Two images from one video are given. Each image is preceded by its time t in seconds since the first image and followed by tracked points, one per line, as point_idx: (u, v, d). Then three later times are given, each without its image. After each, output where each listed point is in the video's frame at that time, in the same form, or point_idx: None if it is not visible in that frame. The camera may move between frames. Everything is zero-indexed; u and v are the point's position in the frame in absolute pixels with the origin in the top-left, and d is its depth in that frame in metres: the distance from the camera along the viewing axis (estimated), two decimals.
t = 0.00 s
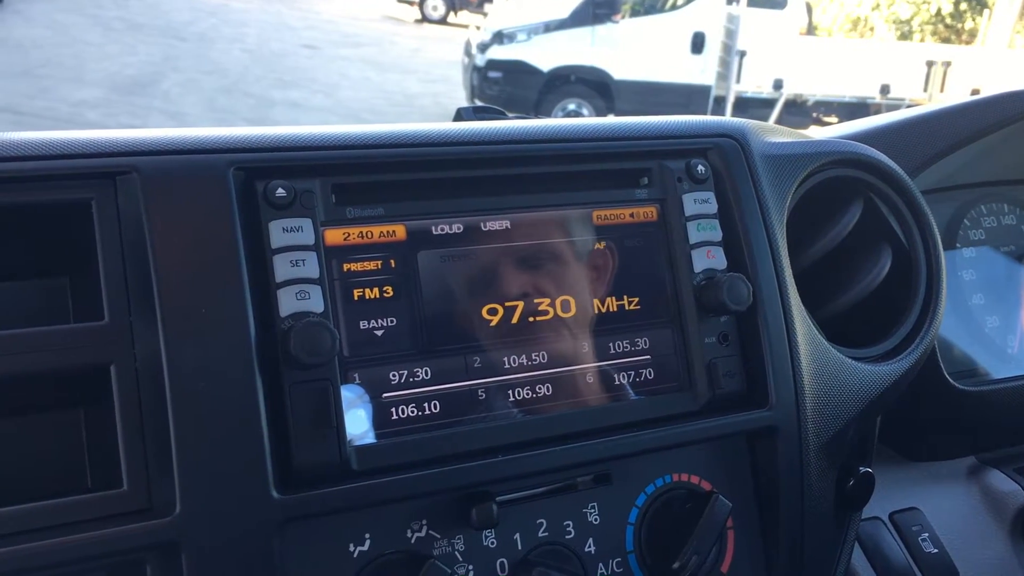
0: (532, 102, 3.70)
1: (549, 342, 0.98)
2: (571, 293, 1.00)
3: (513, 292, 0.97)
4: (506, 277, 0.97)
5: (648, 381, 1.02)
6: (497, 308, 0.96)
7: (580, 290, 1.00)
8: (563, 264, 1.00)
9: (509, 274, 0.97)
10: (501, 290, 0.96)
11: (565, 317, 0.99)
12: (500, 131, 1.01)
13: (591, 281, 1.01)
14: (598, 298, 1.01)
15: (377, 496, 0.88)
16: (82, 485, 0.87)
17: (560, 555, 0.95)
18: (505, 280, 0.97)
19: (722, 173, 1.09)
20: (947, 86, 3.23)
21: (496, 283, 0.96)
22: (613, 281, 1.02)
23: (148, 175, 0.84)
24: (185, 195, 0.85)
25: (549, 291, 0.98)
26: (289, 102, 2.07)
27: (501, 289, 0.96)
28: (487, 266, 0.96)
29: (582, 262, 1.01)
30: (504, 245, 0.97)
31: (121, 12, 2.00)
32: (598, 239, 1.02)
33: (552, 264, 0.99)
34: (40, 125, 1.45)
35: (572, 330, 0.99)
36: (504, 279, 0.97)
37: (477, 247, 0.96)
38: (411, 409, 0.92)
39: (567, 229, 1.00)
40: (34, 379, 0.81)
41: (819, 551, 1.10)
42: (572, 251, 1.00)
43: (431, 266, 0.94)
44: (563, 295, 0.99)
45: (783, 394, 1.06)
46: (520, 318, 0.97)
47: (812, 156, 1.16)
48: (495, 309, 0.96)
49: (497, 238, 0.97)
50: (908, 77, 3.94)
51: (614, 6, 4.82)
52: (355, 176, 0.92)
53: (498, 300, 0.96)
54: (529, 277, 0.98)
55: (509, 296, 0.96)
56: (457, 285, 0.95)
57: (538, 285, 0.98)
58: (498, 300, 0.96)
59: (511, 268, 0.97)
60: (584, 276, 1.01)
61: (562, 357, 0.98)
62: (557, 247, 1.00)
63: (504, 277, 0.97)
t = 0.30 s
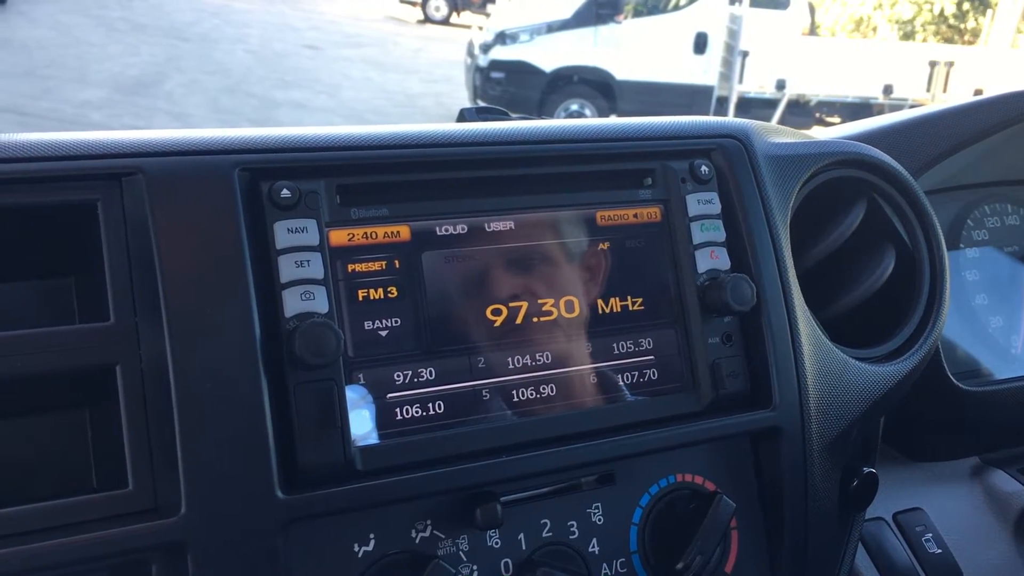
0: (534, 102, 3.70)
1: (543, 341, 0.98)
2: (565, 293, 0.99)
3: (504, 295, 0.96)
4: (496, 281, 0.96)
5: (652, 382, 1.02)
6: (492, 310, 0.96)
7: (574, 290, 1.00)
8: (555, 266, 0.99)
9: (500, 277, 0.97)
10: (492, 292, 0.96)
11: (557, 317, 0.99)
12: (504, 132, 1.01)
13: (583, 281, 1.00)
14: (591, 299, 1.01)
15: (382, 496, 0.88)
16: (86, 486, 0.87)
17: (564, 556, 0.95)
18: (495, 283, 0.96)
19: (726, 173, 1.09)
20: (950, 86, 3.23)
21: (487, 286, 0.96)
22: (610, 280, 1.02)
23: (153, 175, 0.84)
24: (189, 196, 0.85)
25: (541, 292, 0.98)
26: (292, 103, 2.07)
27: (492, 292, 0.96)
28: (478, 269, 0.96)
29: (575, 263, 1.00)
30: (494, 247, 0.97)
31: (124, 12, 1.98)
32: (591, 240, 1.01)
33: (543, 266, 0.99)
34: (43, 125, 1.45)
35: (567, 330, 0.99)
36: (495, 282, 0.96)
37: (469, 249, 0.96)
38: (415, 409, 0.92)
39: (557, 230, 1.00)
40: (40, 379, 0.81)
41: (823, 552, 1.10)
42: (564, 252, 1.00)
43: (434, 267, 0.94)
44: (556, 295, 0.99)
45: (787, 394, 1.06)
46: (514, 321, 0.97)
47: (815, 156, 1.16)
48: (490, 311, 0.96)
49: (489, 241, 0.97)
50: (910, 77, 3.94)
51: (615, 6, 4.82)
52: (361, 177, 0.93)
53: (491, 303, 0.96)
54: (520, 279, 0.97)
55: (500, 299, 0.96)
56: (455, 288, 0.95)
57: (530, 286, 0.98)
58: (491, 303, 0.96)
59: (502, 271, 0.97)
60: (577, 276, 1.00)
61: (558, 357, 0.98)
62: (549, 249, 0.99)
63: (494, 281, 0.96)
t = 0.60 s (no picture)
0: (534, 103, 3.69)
1: (550, 344, 0.97)
2: (573, 295, 0.99)
3: (513, 295, 0.96)
4: (507, 279, 0.96)
5: (660, 384, 1.02)
6: (499, 312, 0.96)
7: (584, 292, 1.00)
8: (565, 267, 0.99)
9: (510, 277, 0.97)
10: (501, 294, 0.96)
11: (565, 320, 0.99)
12: (512, 134, 1.01)
13: (594, 283, 1.00)
14: (599, 301, 1.00)
15: (390, 499, 0.88)
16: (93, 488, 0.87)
17: (572, 558, 0.95)
18: (505, 283, 0.96)
19: (733, 175, 1.09)
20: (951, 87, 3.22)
21: (497, 287, 0.96)
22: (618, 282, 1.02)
23: (162, 177, 0.84)
24: (197, 198, 0.85)
25: (550, 293, 0.98)
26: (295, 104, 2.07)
27: (502, 292, 0.96)
28: (488, 269, 0.96)
29: (585, 266, 1.00)
30: (505, 247, 0.97)
31: (124, 12, 1.89)
32: (602, 241, 1.01)
33: (554, 267, 0.99)
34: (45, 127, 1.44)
35: (574, 333, 0.99)
36: (505, 282, 0.96)
37: (480, 248, 0.96)
38: (423, 412, 0.92)
39: (569, 232, 1.00)
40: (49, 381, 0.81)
41: (830, 554, 1.10)
42: (575, 254, 1.00)
43: (443, 268, 0.94)
44: (565, 297, 0.99)
45: (794, 396, 1.06)
46: (520, 323, 0.96)
47: (823, 157, 1.16)
48: (497, 313, 0.96)
49: (500, 241, 0.97)
50: (911, 78, 3.93)
51: (616, 6, 4.81)
52: (368, 178, 0.92)
53: (499, 305, 0.96)
54: (530, 279, 0.97)
55: (510, 299, 0.96)
56: (462, 290, 0.95)
57: (539, 287, 0.98)
58: (499, 306, 0.96)
59: (512, 270, 0.97)
60: (587, 278, 1.00)
61: (564, 359, 0.98)
62: (560, 250, 0.99)
63: (505, 280, 0.96)
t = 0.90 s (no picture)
0: (534, 101, 3.69)
1: (550, 344, 0.97)
2: (574, 295, 0.99)
3: (515, 297, 0.96)
4: (507, 283, 0.96)
5: (659, 383, 1.02)
6: (499, 311, 0.96)
7: (584, 291, 1.00)
8: (566, 267, 0.99)
9: (511, 278, 0.97)
10: (503, 293, 0.96)
11: (566, 321, 0.99)
12: (512, 133, 1.01)
13: (594, 284, 1.00)
14: (599, 301, 1.00)
15: (390, 498, 0.88)
16: (93, 486, 0.87)
17: (571, 557, 0.95)
18: (507, 284, 0.96)
19: (733, 174, 1.09)
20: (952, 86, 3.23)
21: (499, 287, 0.96)
22: (619, 281, 1.02)
23: (162, 176, 0.84)
24: (198, 197, 0.85)
25: (552, 293, 0.98)
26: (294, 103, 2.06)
27: (504, 292, 0.96)
28: (489, 269, 0.96)
29: (586, 265, 1.00)
30: (506, 248, 0.97)
31: (124, 11, 1.88)
32: (603, 241, 1.01)
33: (555, 267, 0.99)
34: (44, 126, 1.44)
35: (575, 333, 0.99)
36: (507, 282, 0.96)
37: (481, 247, 0.96)
38: (423, 410, 0.92)
39: (571, 232, 1.00)
40: (50, 380, 0.81)
41: (830, 554, 1.10)
42: (576, 254, 1.00)
43: (443, 268, 0.94)
44: (566, 297, 0.99)
45: (794, 395, 1.06)
46: (521, 323, 0.96)
47: (824, 157, 1.16)
48: (496, 313, 0.96)
49: (501, 241, 0.97)
50: (912, 78, 3.93)
51: (616, 5, 4.81)
52: (368, 178, 0.93)
53: (499, 304, 0.96)
54: (531, 280, 0.97)
55: (512, 299, 0.96)
56: (461, 289, 0.95)
57: (541, 288, 0.98)
58: (500, 305, 0.96)
59: (513, 272, 0.97)
60: (588, 278, 1.00)
61: (564, 359, 0.98)
62: (561, 250, 0.99)
63: (507, 280, 0.96)
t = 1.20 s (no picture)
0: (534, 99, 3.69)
1: (552, 340, 0.97)
2: (575, 291, 0.99)
3: (520, 292, 0.96)
4: (513, 277, 0.96)
5: (660, 380, 1.02)
6: (501, 308, 0.96)
7: (585, 288, 1.00)
8: (568, 261, 0.99)
9: (516, 274, 0.97)
10: (506, 290, 0.96)
11: (572, 317, 0.99)
12: (513, 129, 1.00)
13: (595, 279, 1.00)
14: (602, 296, 1.00)
15: (390, 494, 0.88)
16: (93, 482, 0.87)
17: (572, 554, 0.95)
18: (512, 280, 0.96)
19: (734, 171, 1.09)
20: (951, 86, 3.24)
21: (501, 284, 0.96)
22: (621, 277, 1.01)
23: (163, 172, 0.84)
24: (198, 193, 0.85)
25: (556, 290, 0.98)
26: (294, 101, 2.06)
27: (508, 288, 0.96)
28: (493, 266, 0.96)
29: (587, 259, 1.00)
30: (507, 246, 0.97)
31: (126, 8, 1.83)
32: (603, 237, 1.01)
33: (559, 263, 0.99)
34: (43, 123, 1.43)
35: (580, 329, 0.99)
36: (511, 278, 0.96)
37: (482, 245, 0.96)
38: (424, 407, 0.92)
39: (572, 228, 1.00)
40: (51, 376, 0.81)
41: (831, 551, 1.10)
42: (577, 249, 1.00)
43: (443, 265, 0.94)
44: (568, 293, 0.99)
45: (795, 392, 1.06)
46: (524, 319, 0.96)
47: (825, 154, 1.15)
48: (497, 310, 0.96)
49: (502, 238, 0.97)
50: (912, 76, 3.92)
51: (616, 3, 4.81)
52: (369, 174, 0.92)
53: (501, 301, 0.96)
54: (536, 277, 0.97)
55: (516, 295, 0.96)
56: (462, 286, 0.94)
57: (546, 285, 0.98)
58: (502, 302, 0.96)
59: (517, 269, 0.97)
60: (589, 272, 1.00)
61: (566, 355, 0.98)
62: (562, 246, 0.99)
63: (511, 276, 0.96)
